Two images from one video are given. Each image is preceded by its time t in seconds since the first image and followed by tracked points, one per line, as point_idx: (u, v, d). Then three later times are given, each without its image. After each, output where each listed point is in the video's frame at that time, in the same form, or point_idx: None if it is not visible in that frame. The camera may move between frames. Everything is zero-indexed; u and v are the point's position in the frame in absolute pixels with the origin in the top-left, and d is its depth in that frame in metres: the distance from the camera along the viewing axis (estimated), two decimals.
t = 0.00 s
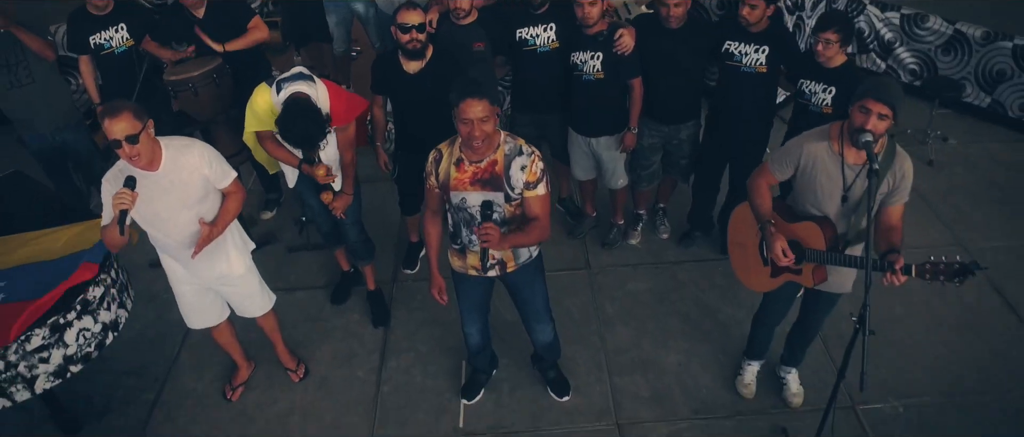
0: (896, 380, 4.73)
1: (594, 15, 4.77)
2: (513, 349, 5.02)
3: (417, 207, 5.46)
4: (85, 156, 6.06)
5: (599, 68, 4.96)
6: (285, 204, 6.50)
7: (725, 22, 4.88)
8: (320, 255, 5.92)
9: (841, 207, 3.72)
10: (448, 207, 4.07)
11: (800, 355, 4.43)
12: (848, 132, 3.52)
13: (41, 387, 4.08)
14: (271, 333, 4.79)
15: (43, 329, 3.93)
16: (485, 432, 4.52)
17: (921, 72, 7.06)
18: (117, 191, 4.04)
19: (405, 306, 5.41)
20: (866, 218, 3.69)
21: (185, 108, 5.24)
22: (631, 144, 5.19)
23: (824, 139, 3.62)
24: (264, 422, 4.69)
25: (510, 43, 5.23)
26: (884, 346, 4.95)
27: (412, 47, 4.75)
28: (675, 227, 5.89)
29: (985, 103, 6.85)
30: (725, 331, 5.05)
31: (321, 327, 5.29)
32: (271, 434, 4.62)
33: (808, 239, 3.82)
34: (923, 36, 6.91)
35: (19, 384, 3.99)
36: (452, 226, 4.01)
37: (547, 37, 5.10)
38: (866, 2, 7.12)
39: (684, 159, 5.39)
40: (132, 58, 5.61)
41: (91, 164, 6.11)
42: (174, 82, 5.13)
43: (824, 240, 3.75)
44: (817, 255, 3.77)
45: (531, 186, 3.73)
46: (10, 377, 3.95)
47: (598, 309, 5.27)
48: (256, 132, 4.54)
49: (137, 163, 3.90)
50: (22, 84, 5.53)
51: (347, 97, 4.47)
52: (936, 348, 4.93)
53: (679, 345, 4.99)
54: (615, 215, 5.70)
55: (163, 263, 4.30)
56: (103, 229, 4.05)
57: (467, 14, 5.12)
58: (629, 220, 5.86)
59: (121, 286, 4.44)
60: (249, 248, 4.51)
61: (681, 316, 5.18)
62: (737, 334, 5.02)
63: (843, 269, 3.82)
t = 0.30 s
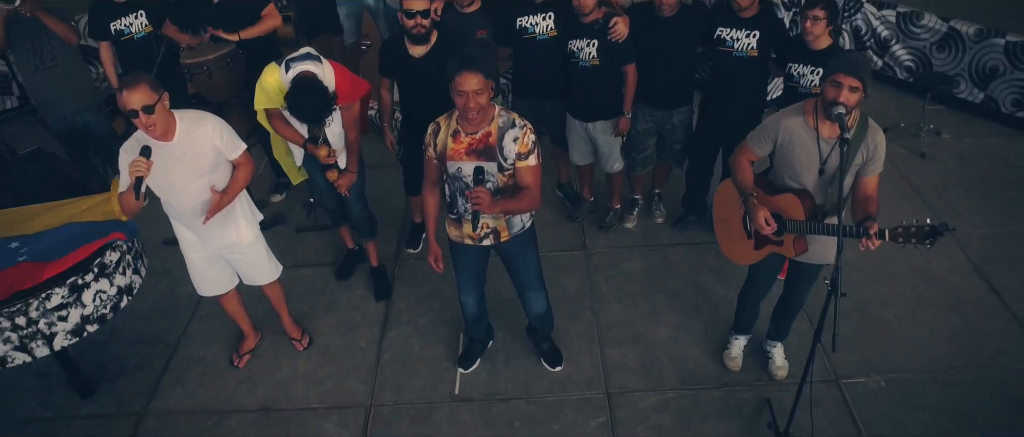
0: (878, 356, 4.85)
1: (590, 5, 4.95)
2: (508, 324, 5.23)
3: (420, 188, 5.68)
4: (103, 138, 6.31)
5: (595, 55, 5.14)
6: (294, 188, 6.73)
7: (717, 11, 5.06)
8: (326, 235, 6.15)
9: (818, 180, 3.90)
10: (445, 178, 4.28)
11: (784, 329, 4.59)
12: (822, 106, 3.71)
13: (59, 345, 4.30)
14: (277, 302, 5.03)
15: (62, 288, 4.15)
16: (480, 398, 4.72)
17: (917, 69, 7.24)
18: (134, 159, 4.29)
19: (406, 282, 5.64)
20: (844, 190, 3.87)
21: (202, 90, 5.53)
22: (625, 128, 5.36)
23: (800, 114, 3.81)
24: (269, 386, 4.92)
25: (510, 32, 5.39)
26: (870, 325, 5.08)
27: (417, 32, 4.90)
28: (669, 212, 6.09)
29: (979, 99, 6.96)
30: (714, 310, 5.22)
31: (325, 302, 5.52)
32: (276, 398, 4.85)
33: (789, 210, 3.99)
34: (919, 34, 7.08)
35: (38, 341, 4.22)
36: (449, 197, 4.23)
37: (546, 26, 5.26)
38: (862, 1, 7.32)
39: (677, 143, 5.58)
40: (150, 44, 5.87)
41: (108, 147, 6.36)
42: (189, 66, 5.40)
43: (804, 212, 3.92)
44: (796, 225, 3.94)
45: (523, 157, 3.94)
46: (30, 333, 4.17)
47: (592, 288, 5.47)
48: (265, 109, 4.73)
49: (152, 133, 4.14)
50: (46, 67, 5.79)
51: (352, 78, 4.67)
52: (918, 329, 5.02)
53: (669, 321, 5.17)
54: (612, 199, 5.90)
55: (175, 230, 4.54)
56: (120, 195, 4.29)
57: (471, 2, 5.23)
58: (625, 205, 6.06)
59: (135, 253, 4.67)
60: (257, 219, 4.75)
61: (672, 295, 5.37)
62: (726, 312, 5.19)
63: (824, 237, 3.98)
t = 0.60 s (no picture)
0: (870, 342, 4.96)
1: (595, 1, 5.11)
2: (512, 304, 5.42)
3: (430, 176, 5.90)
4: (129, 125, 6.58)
5: (599, 49, 5.30)
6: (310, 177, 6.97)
7: (719, 7, 5.24)
8: (340, 222, 6.38)
9: (807, 164, 4.07)
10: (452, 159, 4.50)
11: (778, 313, 4.73)
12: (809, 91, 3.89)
13: (84, 310, 4.52)
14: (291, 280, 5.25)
15: (88, 255, 4.37)
16: (483, 374, 4.90)
17: (920, 73, 7.35)
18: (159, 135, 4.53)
19: (415, 266, 5.84)
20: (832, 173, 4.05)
21: (224, 78, 5.77)
22: (628, 120, 5.52)
23: (789, 99, 3.99)
24: (282, 360, 5.13)
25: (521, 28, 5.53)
26: (865, 314, 5.20)
27: (429, 23, 5.12)
28: (672, 205, 6.26)
29: (981, 103, 7.09)
30: (712, 297, 5.37)
31: (337, 283, 5.74)
32: (287, 370, 5.05)
33: (780, 193, 4.15)
34: (922, 38, 7.22)
35: (65, 305, 4.44)
36: (456, 176, 4.44)
37: (554, 21, 5.41)
38: (868, 6, 7.54)
39: (680, 136, 5.76)
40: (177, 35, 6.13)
41: (134, 134, 6.63)
42: (213, 55, 5.65)
43: (795, 194, 4.07)
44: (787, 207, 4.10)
45: (526, 137, 4.16)
46: (58, 297, 4.40)
47: (595, 274, 5.64)
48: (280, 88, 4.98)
49: (176, 110, 4.39)
50: (78, 56, 6.08)
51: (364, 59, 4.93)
52: (911, 318, 5.13)
53: (668, 307, 5.33)
54: (616, 192, 6.09)
55: (195, 207, 4.78)
56: (145, 170, 4.53)
57: None
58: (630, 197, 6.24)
59: (158, 227, 4.89)
60: (273, 198, 4.99)
61: (672, 282, 5.54)
62: (724, 299, 5.35)
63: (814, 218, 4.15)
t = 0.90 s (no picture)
0: (870, 336, 5.05)
1: (607, 4, 5.21)
2: (522, 295, 5.60)
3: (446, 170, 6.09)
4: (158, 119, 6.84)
5: (610, 50, 5.41)
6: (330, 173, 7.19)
7: (727, 10, 5.33)
8: (358, 215, 6.59)
9: (807, 156, 4.23)
10: (466, 148, 4.70)
11: (779, 305, 4.85)
12: (807, 85, 4.05)
13: (112, 285, 4.75)
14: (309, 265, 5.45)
15: (119, 233, 4.60)
16: (491, 358, 5.06)
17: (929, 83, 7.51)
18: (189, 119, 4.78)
19: (429, 257, 6.04)
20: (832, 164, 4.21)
21: (251, 73, 6.01)
22: (637, 120, 5.60)
23: (787, 94, 4.15)
24: (298, 342, 5.32)
25: (534, 29, 5.60)
26: (867, 310, 5.29)
27: (446, 21, 5.28)
28: (680, 204, 6.42)
29: (988, 113, 7.18)
30: (717, 292, 5.51)
31: (354, 271, 5.94)
32: (303, 351, 5.24)
33: (783, 186, 4.29)
34: (931, 49, 7.40)
35: (95, 279, 4.67)
36: (469, 164, 4.63)
37: (568, 23, 5.50)
38: (878, 17, 7.76)
39: (689, 137, 5.88)
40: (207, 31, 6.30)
41: (162, 127, 6.88)
42: (241, 50, 5.90)
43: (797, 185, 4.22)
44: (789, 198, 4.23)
45: (536, 126, 4.35)
46: (89, 272, 4.63)
47: (603, 268, 5.80)
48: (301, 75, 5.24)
49: (206, 96, 4.62)
50: (113, 51, 6.36)
51: (380, 45, 5.21)
52: (911, 315, 5.22)
53: (673, 300, 5.47)
54: (625, 190, 6.26)
55: (220, 191, 5.01)
56: (174, 153, 4.77)
57: None
58: (640, 196, 6.41)
59: (184, 210, 5.12)
60: (294, 185, 5.22)
61: (678, 276, 5.69)
62: (728, 294, 5.48)
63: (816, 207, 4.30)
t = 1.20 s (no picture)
0: (884, 339, 5.01)
1: (623, 4, 5.18)
2: (534, 294, 5.60)
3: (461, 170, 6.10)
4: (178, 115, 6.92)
5: (627, 51, 5.37)
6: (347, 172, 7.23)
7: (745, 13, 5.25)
8: (373, 214, 6.63)
9: (821, 154, 4.24)
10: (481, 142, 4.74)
11: (792, 306, 4.83)
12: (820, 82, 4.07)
13: (130, 271, 4.83)
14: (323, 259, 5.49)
15: (137, 219, 4.68)
16: (502, 353, 5.07)
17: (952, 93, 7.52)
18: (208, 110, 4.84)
19: (442, 256, 6.07)
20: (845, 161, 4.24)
21: (271, 69, 6.05)
22: (653, 121, 5.54)
23: (799, 91, 4.17)
24: (310, 334, 5.36)
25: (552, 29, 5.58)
26: (881, 314, 5.25)
27: (463, 21, 5.22)
28: (696, 209, 6.41)
29: (1012, 124, 7.12)
30: (730, 294, 5.49)
31: (368, 267, 5.99)
32: (315, 343, 5.27)
33: (799, 183, 4.29)
34: (954, 59, 7.41)
35: (114, 264, 4.75)
36: (483, 158, 4.65)
37: (585, 24, 5.49)
38: (900, 27, 7.80)
39: (705, 141, 5.80)
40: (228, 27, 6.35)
41: (182, 123, 6.96)
42: (262, 47, 5.96)
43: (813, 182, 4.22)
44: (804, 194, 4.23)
45: (550, 120, 4.38)
46: (108, 256, 4.71)
47: (616, 268, 5.80)
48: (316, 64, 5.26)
49: (225, 86, 4.69)
50: (136, 47, 6.47)
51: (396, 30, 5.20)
52: (926, 319, 5.17)
53: (685, 301, 5.46)
54: (641, 193, 6.27)
55: (237, 182, 5.07)
56: (193, 142, 4.83)
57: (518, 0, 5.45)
58: (655, 200, 6.41)
59: (201, 200, 5.19)
60: (310, 177, 5.28)
61: (692, 277, 5.67)
62: (741, 296, 5.46)
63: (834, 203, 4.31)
